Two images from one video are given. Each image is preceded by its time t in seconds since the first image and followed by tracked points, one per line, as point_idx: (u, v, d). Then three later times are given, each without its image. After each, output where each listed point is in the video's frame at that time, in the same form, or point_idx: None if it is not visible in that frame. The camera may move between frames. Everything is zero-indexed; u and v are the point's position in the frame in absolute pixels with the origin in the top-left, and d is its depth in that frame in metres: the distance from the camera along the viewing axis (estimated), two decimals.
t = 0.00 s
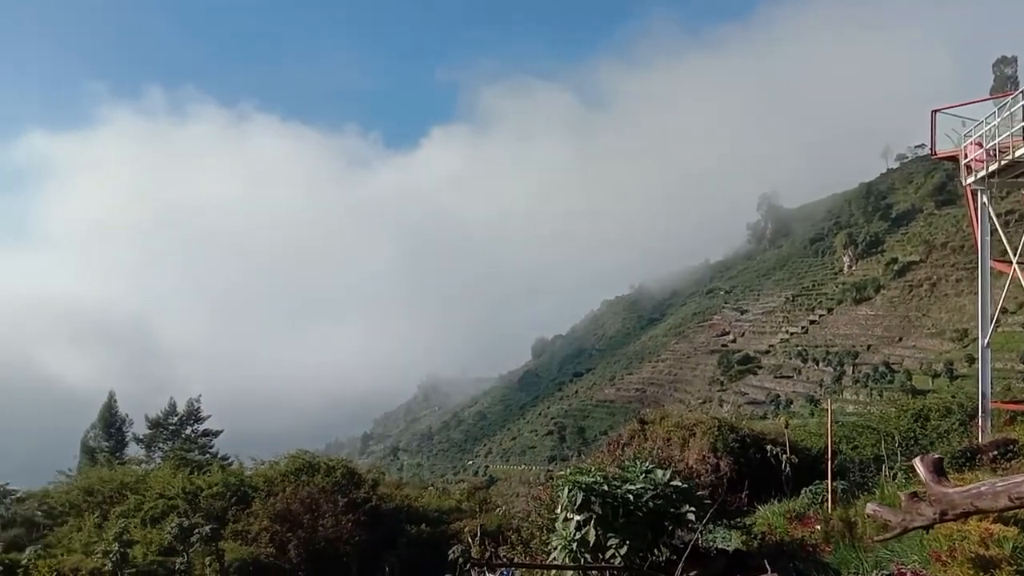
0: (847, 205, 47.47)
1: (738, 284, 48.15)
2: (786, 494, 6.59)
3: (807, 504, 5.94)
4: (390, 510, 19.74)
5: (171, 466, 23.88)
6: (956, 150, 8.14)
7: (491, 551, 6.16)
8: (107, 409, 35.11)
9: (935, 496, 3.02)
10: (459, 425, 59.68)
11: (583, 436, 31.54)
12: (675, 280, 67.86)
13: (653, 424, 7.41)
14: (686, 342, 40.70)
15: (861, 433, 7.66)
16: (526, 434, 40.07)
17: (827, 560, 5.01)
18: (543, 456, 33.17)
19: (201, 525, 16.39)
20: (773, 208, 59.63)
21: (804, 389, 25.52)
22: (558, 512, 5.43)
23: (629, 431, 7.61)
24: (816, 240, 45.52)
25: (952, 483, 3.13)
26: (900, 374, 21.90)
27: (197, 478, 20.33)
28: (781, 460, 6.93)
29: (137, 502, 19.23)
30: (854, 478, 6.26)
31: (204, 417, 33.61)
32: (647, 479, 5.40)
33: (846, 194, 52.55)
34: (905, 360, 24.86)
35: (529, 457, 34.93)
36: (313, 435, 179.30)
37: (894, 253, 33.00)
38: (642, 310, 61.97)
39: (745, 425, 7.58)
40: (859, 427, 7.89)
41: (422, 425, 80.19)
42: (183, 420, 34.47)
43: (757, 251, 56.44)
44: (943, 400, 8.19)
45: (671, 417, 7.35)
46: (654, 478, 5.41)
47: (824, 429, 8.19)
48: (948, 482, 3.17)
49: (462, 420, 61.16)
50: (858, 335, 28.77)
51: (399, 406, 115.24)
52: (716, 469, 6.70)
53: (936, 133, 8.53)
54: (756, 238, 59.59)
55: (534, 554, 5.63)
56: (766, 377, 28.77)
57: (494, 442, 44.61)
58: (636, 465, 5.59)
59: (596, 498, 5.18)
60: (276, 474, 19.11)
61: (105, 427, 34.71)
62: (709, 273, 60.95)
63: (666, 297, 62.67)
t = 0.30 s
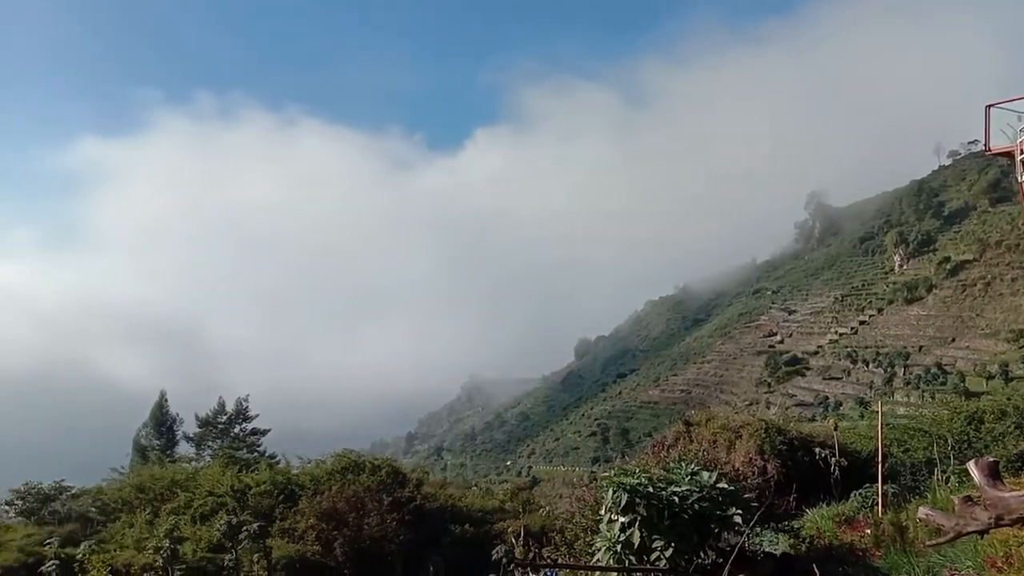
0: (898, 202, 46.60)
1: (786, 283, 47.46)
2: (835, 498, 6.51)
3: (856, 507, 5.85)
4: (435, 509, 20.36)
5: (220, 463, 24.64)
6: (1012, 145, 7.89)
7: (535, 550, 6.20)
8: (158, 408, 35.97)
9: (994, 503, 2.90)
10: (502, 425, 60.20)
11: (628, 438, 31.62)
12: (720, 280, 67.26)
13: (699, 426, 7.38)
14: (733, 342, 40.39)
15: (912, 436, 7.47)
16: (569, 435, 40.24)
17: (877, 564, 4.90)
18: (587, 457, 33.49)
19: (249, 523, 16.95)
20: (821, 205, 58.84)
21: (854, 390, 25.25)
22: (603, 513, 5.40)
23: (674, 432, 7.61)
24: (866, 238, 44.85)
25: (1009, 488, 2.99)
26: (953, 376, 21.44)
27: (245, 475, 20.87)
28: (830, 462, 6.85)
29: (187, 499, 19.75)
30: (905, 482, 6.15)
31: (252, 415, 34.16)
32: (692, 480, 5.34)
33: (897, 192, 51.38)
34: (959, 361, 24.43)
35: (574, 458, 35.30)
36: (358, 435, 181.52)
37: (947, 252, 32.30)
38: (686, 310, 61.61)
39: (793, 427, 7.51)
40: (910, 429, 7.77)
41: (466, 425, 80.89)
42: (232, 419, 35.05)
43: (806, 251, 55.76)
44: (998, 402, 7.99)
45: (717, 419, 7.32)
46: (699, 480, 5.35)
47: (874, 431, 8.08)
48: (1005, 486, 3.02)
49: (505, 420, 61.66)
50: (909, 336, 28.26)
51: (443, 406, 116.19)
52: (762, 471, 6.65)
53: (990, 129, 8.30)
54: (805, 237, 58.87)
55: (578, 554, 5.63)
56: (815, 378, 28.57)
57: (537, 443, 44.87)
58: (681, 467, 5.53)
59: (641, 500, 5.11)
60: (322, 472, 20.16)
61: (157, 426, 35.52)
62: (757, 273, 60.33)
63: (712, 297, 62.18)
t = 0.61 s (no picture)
0: (930, 201, 46.07)
1: (816, 284, 46.96)
2: (867, 500, 6.45)
3: (888, 510, 5.78)
4: (461, 510, 20.86)
5: (250, 463, 25.12)
6: None
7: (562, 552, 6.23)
8: (190, 407, 36.61)
9: None
10: (529, 425, 60.40)
11: (655, 439, 31.61)
12: (749, 280, 66.85)
13: (728, 427, 7.38)
14: (761, 343, 40.10)
15: (947, 439, 7.37)
16: (597, 436, 40.27)
17: (909, 567, 4.81)
18: (614, 457, 33.48)
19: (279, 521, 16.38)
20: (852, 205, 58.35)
21: (886, 391, 24.98)
22: (631, 514, 5.37)
23: (702, 434, 7.65)
24: (897, 238, 44.42)
25: None
26: (988, 377, 21.12)
27: (274, 475, 21.38)
28: (862, 464, 6.80)
29: (216, 499, 20.34)
30: (938, 484, 6.06)
31: (282, 415, 34.64)
32: (722, 482, 5.32)
33: (930, 190, 50.60)
34: (993, 362, 24.04)
35: (601, 459, 35.31)
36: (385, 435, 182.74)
37: (981, 252, 31.87)
38: (714, 310, 61.34)
39: (823, 429, 7.47)
40: (943, 432, 7.67)
41: (493, 425, 81.29)
42: (263, 418, 35.52)
43: (836, 251, 55.32)
44: None
45: (746, 420, 7.31)
46: (729, 481, 5.33)
47: (907, 434, 7.99)
48: None
49: (532, 420, 61.84)
50: (942, 336, 27.84)
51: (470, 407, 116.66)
52: (792, 473, 6.61)
53: None
54: (835, 237, 58.38)
55: (607, 555, 5.61)
56: (846, 379, 28.32)
57: (564, 443, 44.94)
58: (710, 468, 5.51)
59: (669, 501, 5.10)
60: (349, 471, 21.28)
61: (188, 425, 36.09)
62: (786, 274, 59.90)
63: (740, 298, 61.86)
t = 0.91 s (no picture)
0: (961, 153, 45.19)
1: (841, 238, 46.38)
2: (888, 454, 6.52)
3: (910, 463, 5.79)
4: (483, 460, 21.44)
5: (275, 413, 25.83)
6: None
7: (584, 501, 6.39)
8: (216, 358, 37.34)
9: None
10: (550, 377, 61.06)
11: (676, 392, 31.93)
12: (773, 235, 66.24)
13: (750, 380, 7.51)
14: (784, 298, 39.88)
15: (970, 393, 7.36)
16: (618, 389, 40.69)
17: (929, 520, 4.85)
18: (634, 409, 33.88)
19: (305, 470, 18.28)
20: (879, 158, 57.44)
21: (910, 345, 24.87)
22: (651, 465, 5.44)
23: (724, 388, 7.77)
24: (925, 191, 43.74)
25: None
26: (1015, 332, 20.95)
27: (301, 425, 22.41)
28: (884, 419, 6.84)
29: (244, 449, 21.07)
30: (961, 439, 6.07)
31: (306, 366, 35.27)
32: (743, 435, 5.33)
33: (962, 141, 49.36)
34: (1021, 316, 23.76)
35: (621, 411, 35.78)
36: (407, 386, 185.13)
37: (1011, 206, 31.35)
38: (736, 265, 61.03)
39: (846, 384, 7.52)
40: (966, 386, 7.66)
41: (515, 378, 82.27)
42: (288, 368, 36.17)
43: (862, 204, 54.61)
44: None
45: (768, 374, 7.37)
46: (750, 434, 5.35)
47: (930, 388, 7.99)
48: None
49: (553, 373, 62.49)
50: (968, 291, 27.52)
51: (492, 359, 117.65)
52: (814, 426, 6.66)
53: None
54: (862, 191, 57.57)
55: (627, 504, 5.72)
56: (870, 333, 28.16)
57: (585, 396, 45.44)
58: (731, 421, 5.53)
59: (690, 453, 5.12)
60: (375, 422, 22.24)
61: (215, 376, 36.83)
62: (812, 228, 59.28)
63: (764, 252, 61.43)
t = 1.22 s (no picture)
0: (993, 95, 44.01)
1: (866, 182, 45.60)
2: (908, 400, 6.55)
3: (930, 409, 5.82)
4: (503, 403, 22.43)
5: (298, 356, 26.57)
6: None
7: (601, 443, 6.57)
8: (239, 301, 37.75)
9: None
10: (569, 322, 61.57)
11: (695, 337, 32.32)
12: (797, 180, 65.32)
13: (770, 327, 7.59)
14: (807, 244, 39.46)
15: (994, 340, 7.33)
16: (637, 334, 41.02)
17: (947, 466, 4.93)
18: (654, 354, 34.33)
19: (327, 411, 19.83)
20: (908, 101, 56.08)
21: (932, 292, 24.69)
22: (669, 409, 5.50)
23: (743, 334, 7.81)
24: (953, 135, 42.85)
25: None
26: None
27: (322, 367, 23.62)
28: (905, 364, 6.85)
29: (268, 389, 22.82)
30: (981, 386, 6.08)
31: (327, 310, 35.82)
32: (763, 380, 5.37)
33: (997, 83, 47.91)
34: None
35: (640, 355, 36.27)
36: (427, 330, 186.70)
37: None
38: (758, 210, 60.47)
39: (866, 329, 7.53)
40: (990, 333, 7.63)
41: (534, 323, 83.03)
42: (309, 312, 36.80)
43: (888, 149, 53.64)
44: None
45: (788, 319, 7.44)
46: (770, 379, 5.37)
47: (953, 334, 7.97)
48: None
49: (572, 318, 63.00)
50: (994, 237, 27.14)
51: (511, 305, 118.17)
52: (834, 372, 6.70)
53: None
54: (889, 135, 56.39)
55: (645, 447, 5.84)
56: (893, 280, 27.89)
57: (604, 341, 45.86)
58: (752, 366, 5.56)
59: (709, 397, 5.16)
60: (395, 364, 23.08)
61: (238, 318, 37.23)
62: (836, 173, 58.38)
63: (787, 197, 60.71)
